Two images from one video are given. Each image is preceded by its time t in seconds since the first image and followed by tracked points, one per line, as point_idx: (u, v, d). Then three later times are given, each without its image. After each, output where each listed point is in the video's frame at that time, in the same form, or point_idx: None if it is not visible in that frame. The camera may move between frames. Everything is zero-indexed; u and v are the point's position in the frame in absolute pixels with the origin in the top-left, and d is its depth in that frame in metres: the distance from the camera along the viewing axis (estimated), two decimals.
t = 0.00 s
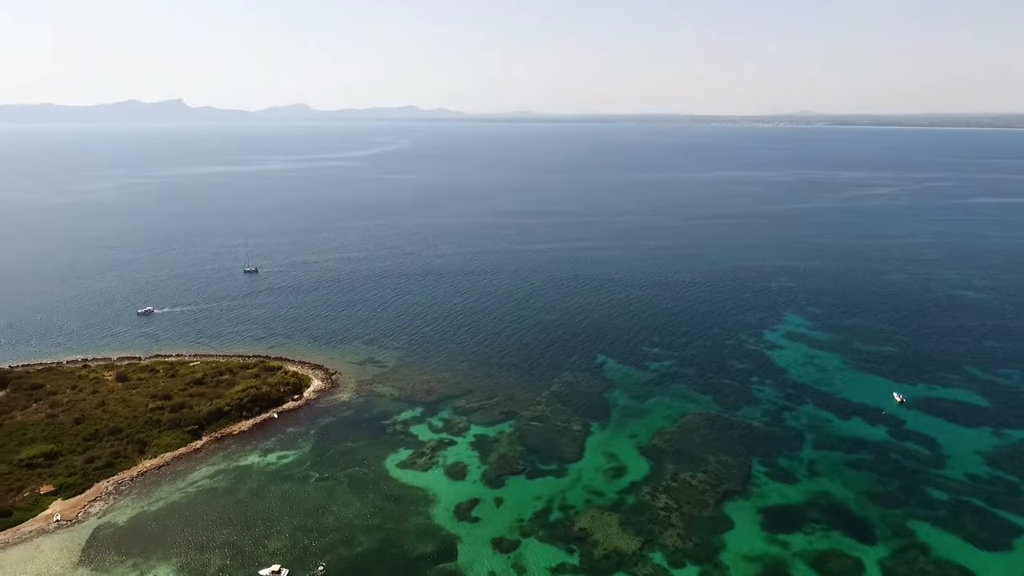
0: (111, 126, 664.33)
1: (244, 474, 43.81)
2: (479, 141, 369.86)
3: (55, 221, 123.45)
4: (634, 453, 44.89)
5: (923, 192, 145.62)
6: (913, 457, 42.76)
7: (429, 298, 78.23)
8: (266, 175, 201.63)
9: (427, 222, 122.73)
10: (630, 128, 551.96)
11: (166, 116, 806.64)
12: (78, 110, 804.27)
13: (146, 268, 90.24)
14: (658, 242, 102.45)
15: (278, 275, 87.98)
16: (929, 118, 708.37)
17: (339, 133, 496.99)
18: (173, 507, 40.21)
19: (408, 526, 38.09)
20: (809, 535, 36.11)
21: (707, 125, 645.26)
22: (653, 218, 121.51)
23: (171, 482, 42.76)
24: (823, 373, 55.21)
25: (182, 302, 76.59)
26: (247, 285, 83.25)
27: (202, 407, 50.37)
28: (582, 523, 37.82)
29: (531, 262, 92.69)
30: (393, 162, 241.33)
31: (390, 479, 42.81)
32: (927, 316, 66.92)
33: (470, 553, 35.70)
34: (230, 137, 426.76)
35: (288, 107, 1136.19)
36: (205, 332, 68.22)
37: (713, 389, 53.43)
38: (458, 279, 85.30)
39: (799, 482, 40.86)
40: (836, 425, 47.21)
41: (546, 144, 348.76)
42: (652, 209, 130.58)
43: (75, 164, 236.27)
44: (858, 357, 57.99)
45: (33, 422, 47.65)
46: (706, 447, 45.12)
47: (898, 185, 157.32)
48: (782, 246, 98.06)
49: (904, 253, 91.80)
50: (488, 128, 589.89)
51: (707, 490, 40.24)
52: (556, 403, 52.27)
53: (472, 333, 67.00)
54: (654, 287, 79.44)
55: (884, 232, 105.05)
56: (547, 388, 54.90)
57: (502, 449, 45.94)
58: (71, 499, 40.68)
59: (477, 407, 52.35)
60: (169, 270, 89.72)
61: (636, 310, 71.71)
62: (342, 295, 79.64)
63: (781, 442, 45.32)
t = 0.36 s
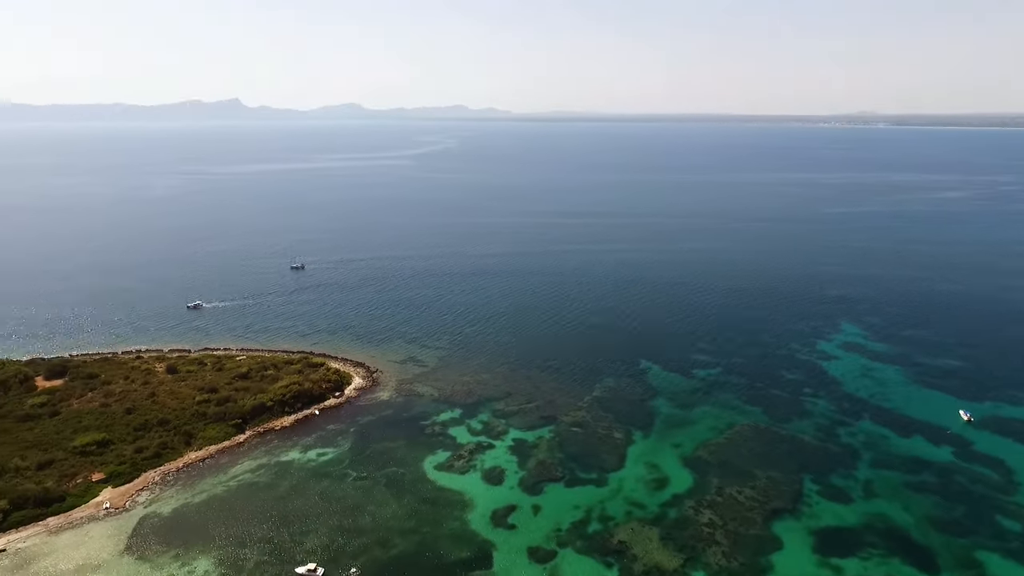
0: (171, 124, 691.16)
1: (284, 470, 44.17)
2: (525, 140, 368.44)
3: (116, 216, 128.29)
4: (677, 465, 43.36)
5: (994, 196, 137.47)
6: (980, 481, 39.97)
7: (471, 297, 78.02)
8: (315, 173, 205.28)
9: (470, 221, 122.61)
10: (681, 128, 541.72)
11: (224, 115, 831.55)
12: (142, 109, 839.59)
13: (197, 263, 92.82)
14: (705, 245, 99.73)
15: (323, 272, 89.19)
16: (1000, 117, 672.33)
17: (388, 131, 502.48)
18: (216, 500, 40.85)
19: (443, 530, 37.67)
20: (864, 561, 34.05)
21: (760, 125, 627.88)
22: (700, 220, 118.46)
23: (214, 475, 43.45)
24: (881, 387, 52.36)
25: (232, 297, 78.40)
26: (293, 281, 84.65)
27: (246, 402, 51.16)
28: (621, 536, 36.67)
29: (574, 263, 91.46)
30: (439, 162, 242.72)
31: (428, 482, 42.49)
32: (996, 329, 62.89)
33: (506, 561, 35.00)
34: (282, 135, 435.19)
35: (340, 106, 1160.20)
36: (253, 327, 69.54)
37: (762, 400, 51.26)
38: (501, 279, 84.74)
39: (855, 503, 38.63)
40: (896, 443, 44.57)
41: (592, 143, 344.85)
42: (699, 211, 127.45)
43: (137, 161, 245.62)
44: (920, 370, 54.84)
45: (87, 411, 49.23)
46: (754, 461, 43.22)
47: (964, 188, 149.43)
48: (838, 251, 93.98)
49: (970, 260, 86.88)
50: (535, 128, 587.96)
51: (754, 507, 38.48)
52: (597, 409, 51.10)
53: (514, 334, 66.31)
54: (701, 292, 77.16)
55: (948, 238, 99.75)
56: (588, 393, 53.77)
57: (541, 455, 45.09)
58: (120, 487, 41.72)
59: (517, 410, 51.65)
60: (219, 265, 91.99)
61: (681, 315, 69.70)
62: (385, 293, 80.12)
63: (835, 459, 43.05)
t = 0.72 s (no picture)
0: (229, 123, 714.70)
1: (325, 466, 44.45)
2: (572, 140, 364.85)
3: (174, 212, 132.73)
4: (724, 478, 41.68)
5: None
6: None
7: (515, 298, 77.38)
8: (364, 172, 208.21)
9: (515, 221, 122.01)
10: (735, 128, 527.94)
11: (280, 115, 855.72)
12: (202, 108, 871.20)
13: (247, 258, 95.04)
14: (756, 249, 96.43)
15: (368, 269, 90.07)
16: None
17: (436, 130, 506.30)
18: (258, 494, 41.38)
19: (480, 535, 37.14)
20: None
21: (818, 125, 606.76)
22: (750, 223, 114.74)
23: (257, 468, 44.09)
24: (947, 403, 49.22)
25: (281, 293, 79.96)
26: (339, 278, 85.71)
27: (290, 397, 51.82)
28: (664, 550, 35.43)
29: (619, 265, 89.74)
30: (486, 161, 242.89)
31: (466, 485, 42.04)
32: None
33: (543, 571, 34.23)
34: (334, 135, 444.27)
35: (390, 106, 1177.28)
36: (300, 323, 70.70)
37: (816, 414, 48.85)
38: (544, 280, 83.79)
39: (917, 528, 36.29)
40: (963, 465, 41.75)
41: (641, 143, 339.16)
42: (750, 214, 123.48)
43: (197, 159, 253.98)
44: (990, 387, 51.37)
45: (140, 401, 50.76)
46: (806, 477, 41.15)
47: None
48: (900, 258, 89.44)
49: None
50: (584, 128, 583.21)
51: (806, 527, 36.60)
52: (641, 416, 49.72)
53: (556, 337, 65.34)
54: (751, 298, 74.44)
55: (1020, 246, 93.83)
56: (632, 400, 52.41)
57: (582, 462, 44.10)
58: (168, 477, 42.74)
59: (558, 415, 50.77)
60: (270, 261, 94.00)
61: (730, 322, 67.36)
62: (429, 292, 80.30)
63: (895, 479, 40.58)
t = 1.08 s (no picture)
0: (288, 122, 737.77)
1: (368, 465, 44.56)
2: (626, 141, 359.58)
3: (234, 209, 137.11)
4: (777, 496, 39.68)
5: None
6: None
7: (563, 300, 76.28)
8: (417, 171, 210.60)
9: (563, 222, 120.93)
10: (796, 128, 510.84)
11: (337, 114, 875.22)
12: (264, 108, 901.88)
13: (301, 255, 97.09)
14: (816, 254, 92.54)
15: (417, 268, 90.66)
16: None
17: (489, 130, 508.19)
18: (302, 489, 41.79)
19: (520, 543, 36.42)
20: None
21: (885, 125, 580.57)
22: (810, 228, 110.36)
23: (302, 464, 44.55)
24: None
25: (331, 289, 81.22)
26: (388, 276, 86.51)
27: (337, 393, 52.30)
28: (711, 570, 33.95)
29: (670, 268, 87.51)
30: (538, 161, 242.04)
31: (508, 490, 41.38)
32: None
33: None
34: (389, 134, 451.16)
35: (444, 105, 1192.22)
36: (349, 319, 71.57)
37: (880, 432, 46.07)
38: (593, 282, 82.44)
39: (992, 562, 33.60)
40: None
41: (697, 144, 331.63)
42: (809, 217, 118.84)
43: (258, 157, 262.26)
44: None
45: (194, 392, 52.19)
46: (868, 499, 38.75)
47: None
48: (974, 267, 84.12)
49: None
50: (638, 128, 575.20)
51: (867, 553, 34.39)
52: (690, 427, 47.98)
53: (603, 341, 63.98)
54: (809, 306, 71.29)
55: None
56: (680, 409, 50.69)
57: (627, 472, 42.81)
58: (217, 468, 43.66)
59: (604, 422, 49.57)
60: (322, 258, 95.74)
61: (787, 330, 64.50)
62: (476, 292, 80.07)
63: (969, 507, 37.74)
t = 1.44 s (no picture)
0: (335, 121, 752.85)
1: (402, 466, 44.35)
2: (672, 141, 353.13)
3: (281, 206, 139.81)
4: (826, 516, 37.70)
5: None
6: None
7: (604, 303, 74.85)
8: (460, 170, 211.23)
9: (604, 223, 119.26)
10: (850, 129, 493.61)
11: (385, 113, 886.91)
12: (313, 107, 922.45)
13: (342, 253, 98.15)
14: (868, 259, 88.74)
15: (456, 267, 90.55)
16: None
17: (534, 129, 506.70)
18: (337, 488, 41.83)
19: (554, 553, 35.54)
20: None
21: (946, 125, 555.73)
22: (862, 232, 105.98)
23: (338, 462, 44.65)
24: None
25: (372, 287, 81.78)
26: (427, 275, 86.62)
27: (374, 393, 52.33)
28: None
29: (713, 272, 85.09)
30: (581, 160, 239.89)
31: (542, 498, 40.50)
32: None
33: None
34: (434, 133, 454.12)
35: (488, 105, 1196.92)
36: (389, 318, 71.81)
37: (939, 451, 43.45)
38: (634, 285, 80.74)
39: None
40: None
41: (745, 144, 323.43)
42: (861, 221, 114.26)
43: (305, 155, 267.53)
44: None
45: (236, 387, 53.02)
46: (925, 524, 36.44)
47: None
48: None
49: None
50: (684, 127, 565.16)
51: None
52: (733, 438, 46.17)
53: (644, 346, 62.43)
54: (862, 313, 68.16)
55: None
56: (724, 419, 48.87)
57: (666, 484, 41.41)
58: (255, 464, 44.13)
59: (643, 430, 48.19)
60: (364, 256, 96.58)
61: (838, 339, 61.67)
62: (516, 293, 79.36)
63: None
